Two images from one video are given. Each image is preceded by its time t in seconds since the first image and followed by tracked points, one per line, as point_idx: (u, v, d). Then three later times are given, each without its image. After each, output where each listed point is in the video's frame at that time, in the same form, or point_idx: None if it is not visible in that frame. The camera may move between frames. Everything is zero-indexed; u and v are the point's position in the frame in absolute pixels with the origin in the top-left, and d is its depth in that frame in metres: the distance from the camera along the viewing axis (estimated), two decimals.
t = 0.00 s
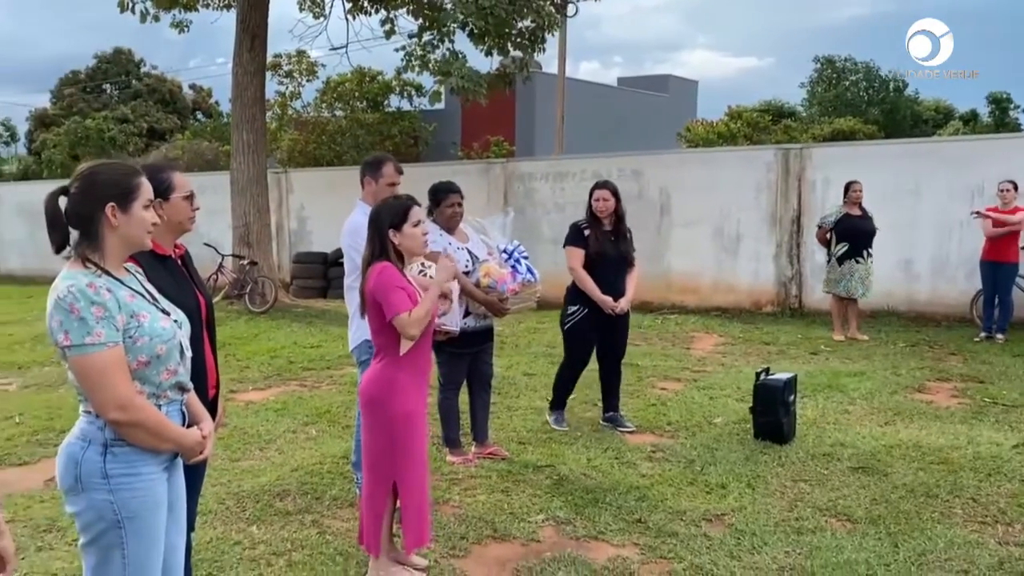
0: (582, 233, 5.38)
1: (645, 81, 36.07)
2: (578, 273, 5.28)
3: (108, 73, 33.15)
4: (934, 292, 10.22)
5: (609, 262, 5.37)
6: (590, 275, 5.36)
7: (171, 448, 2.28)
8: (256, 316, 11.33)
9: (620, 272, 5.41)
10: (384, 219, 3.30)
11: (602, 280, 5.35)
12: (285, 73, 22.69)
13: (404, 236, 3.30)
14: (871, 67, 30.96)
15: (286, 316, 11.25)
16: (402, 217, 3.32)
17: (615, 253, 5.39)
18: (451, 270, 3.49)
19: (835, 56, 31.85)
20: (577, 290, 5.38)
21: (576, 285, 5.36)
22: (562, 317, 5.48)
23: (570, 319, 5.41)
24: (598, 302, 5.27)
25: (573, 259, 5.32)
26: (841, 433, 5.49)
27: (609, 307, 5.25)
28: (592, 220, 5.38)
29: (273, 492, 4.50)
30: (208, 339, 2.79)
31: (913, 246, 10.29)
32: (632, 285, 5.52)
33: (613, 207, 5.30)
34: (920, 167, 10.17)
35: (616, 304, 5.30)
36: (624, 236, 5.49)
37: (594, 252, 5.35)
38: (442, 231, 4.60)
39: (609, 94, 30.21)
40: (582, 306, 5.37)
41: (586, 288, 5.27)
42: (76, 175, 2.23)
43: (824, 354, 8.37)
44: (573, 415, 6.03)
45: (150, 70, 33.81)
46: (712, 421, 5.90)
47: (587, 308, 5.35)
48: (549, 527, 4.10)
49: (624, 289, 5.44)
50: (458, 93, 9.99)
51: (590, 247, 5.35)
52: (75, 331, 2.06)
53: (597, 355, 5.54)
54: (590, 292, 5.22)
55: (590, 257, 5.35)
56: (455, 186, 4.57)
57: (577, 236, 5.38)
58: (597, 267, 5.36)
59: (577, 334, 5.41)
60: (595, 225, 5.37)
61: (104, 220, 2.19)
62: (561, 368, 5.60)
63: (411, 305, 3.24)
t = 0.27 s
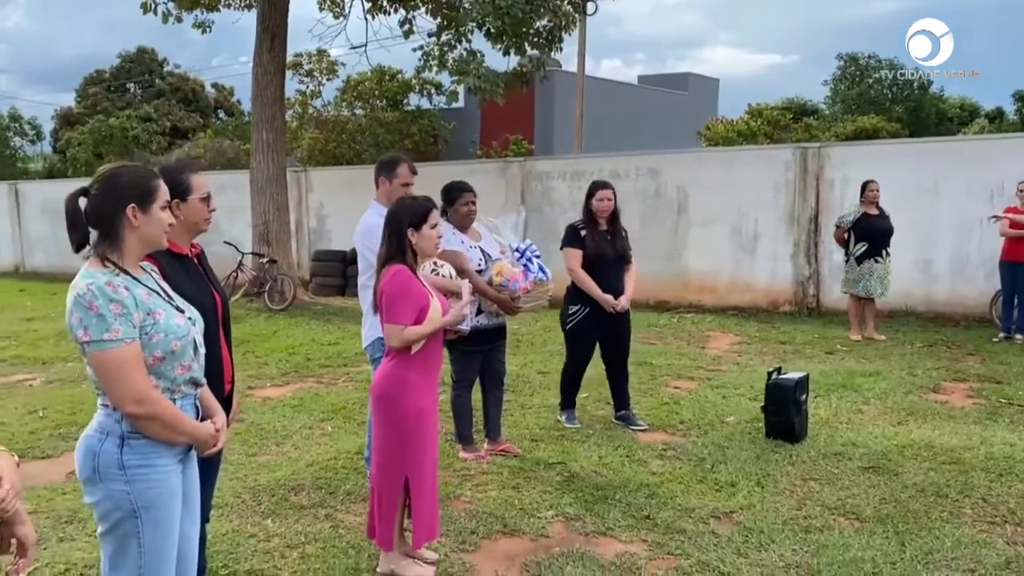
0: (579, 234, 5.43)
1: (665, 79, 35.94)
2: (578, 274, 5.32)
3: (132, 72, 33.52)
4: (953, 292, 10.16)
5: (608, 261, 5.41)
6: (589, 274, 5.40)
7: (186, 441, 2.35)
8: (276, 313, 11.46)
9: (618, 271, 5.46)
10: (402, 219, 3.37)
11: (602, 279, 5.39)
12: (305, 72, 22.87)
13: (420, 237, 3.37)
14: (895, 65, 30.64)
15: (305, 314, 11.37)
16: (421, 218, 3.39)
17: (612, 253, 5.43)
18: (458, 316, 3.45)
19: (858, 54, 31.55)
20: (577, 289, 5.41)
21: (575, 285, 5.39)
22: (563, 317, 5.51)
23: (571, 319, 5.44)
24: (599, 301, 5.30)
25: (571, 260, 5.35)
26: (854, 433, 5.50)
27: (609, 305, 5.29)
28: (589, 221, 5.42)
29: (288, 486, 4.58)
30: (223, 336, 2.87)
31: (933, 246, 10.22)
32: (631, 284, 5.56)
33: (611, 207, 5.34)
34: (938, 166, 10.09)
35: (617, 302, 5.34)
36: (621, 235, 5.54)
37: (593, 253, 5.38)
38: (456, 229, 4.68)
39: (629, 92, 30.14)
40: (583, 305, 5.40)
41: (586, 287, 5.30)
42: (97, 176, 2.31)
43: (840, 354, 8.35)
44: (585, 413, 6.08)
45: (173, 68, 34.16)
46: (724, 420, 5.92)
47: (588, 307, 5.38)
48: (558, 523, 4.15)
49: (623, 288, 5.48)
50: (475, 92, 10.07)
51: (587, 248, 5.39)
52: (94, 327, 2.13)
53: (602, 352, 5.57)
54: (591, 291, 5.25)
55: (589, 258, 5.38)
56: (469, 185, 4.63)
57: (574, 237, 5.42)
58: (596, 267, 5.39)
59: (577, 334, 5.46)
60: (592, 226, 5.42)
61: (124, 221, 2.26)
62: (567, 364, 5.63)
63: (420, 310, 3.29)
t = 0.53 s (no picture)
0: (574, 236, 5.45)
1: (682, 78, 35.82)
2: (573, 275, 5.34)
3: (151, 72, 33.80)
4: (967, 293, 10.10)
5: (603, 262, 5.43)
6: (586, 276, 5.42)
7: (194, 439, 2.42)
8: (291, 312, 11.57)
9: (614, 272, 5.49)
10: (409, 221, 3.41)
11: (598, 280, 5.43)
12: (322, 72, 23.00)
13: (425, 240, 3.41)
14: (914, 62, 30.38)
15: (319, 312, 11.47)
16: (428, 220, 3.43)
17: (608, 253, 5.47)
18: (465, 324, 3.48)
19: (877, 52, 31.31)
20: (574, 291, 5.44)
21: (571, 286, 5.41)
22: (562, 319, 5.54)
23: (570, 320, 5.48)
24: (596, 302, 5.33)
25: (567, 262, 5.38)
26: (863, 433, 5.50)
27: (606, 306, 5.32)
28: (584, 223, 5.43)
29: (299, 483, 4.65)
30: (233, 336, 2.93)
31: (947, 246, 10.17)
32: (626, 283, 5.61)
33: (606, 208, 5.36)
34: (953, 165, 10.03)
35: (613, 302, 5.37)
36: (614, 235, 5.58)
37: (588, 254, 5.41)
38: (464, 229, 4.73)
39: (644, 91, 30.08)
40: (580, 307, 5.43)
41: (583, 289, 5.32)
42: (108, 180, 2.37)
43: (853, 354, 8.33)
44: (594, 413, 6.11)
45: (192, 68, 34.41)
46: (733, 420, 5.94)
47: (585, 308, 5.41)
48: (564, 521, 4.19)
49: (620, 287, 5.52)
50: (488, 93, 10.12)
51: (582, 250, 5.41)
52: (104, 328, 2.20)
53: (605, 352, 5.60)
54: (588, 292, 5.27)
55: (584, 260, 5.40)
56: (481, 186, 4.67)
57: (569, 239, 5.44)
58: (592, 268, 5.42)
59: (577, 335, 5.49)
60: (588, 228, 5.43)
61: (135, 224, 2.32)
62: (571, 364, 5.66)
63: (424, 311, 3.36)
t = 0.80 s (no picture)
0: (574, 236, 5.45)
1: (692, 77, 35.74)
2: (575, 275, 5.35)
3: (163, 71, 33.96)
4: (976, 292, 10.08)
5: (603, 261, 5.49)
6: (585, 275, 5.46)
7: (198, 437, 2.46)
8: (300, 311, 11.63)
9: (611, 270, 5.55)
10: (409, 222, 3.45)
11: (598, 279, 5.48)
12: (332, 72, 23.08)
13: (426, 241, 3.44)
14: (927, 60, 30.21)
15: (328, 312, 11.53)
16: (428, 221, 3.46)
17: (606, 252, 5.53)
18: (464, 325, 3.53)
19: (890, 50, 31.14)
20: (575, 291, 5.46)
21: (573, 287, 5.43)
22: (563, 319, 5.56)
23: (572, 321, 5.49)
24: (598, 300, 5.38)
25: (569, 263, 5.39)
26: (867, 433, 5.50)
27: (608, 304, 5.37)
28: (584, 224, 5.43)
29: (305, 482, 4.70)
30: (236, 335, 2.97)
31: (956, 246, 10.13)
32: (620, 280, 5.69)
33: (604, 208, 5.41)
34: (962, 165, 9.99)
35: (614, 300, 5.43)
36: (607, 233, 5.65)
37: (589, 254, 5.44)
38: (468, 229, 4.77)
39: (654, 90, 30.04)
40: (582, 306, 5.46)
41: (585, 288, 5.35)
42: (113, 183, 2.41)
43: (860, 354, 8.32)
44: (598, 412, 6.14)
45: (203, 68, 34.57)
46: (738, 419, 5.96)
47: (587, 307, 5.44)
48: (567, 520, 4.22)
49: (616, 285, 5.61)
50: (495, 93, 10.16)
51: (584, 250, 5.43)
52: (110, 328, 2.24)
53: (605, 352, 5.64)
54: (590, 291, 5.30)
55: (586, 260, 5.43)
56: (487, 187, 4.70)
57: (569, 240, 5.44)
58: (592, 267, 5.46)
59: (578, 335, 5.53)
60: (588, 229, 5.44)
61: (139, 226, 2.37)
62: (573, 364, 5.69)
63: (424, 312, 3.39)
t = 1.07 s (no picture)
0: (577, 235, 5.45)
1: (701, 75, 35.66)
2: (580, 275, 5.35)
3: (174, 71, 34.10)
4: (985, 291, 10.05)
5: (606, 259, 5.53)
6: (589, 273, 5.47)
7: (201, 435, 2.49)
8: (308, 310, 11.69)
9: (612, 267, 5.58)
10: (406, 222, 3.48)
11: (602, 277, 5.50)
12: (341, 71, 23.14)
13: (425, 240, 3.47)
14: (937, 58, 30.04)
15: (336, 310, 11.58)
16: (424, 221, 3.50)
17: (608, 249, 5.56)
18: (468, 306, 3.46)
19: (900, 47, 30.97)
20: (579, 290, 5.47)
21: (578, 285, 5.44)
22: (567, 318, 5.57)
23: (577, 319, 5.51)
24: (603, 298, 5.40)
25: (574, 262, 5.39)
26: (872, 432, 5.50)
27: (613, 302, 5.39)
28: (587, 223, 5.44)
29: (310, 480, 4.74)
30: (238, 335, 3.00)
31: (964, 245, 10.09)
32: (620, 276, 5.73)
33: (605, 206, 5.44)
34: (970, 163, 9.96)
35: (618, 297, 5.46)
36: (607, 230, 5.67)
37: (593, 253, 5.45)
38: (472, 229, 4.80)
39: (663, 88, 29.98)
40: (587, 304, 5.48)
41: (590, 287, 5.36)
42: (117, 184, 2.45)
43: (866, 353, 8.31)
44: (603, 411, 6.16)
45: (213, 67, 34.69)
46: (742, 418, 5.96)
47: (592, 305, 5.47)
48: (570, 519, 4.24)
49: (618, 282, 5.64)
50: (501, 92, 10.18)
51: (588, 249, 5.44)
52: (114, 328, 2.27)
53: (608, 350, 5.66)
54: (596, 290, 5.32)
55: (590, 258, 5.45)
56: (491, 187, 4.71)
57: (573, 239, 5.44)
58: (596, 266, 5.48)
59: (581, 334, 5.55)
60: (591, 227, 5.46)
61: (143, 227, 2.40)
62: (577, 362, 5.71)
63: (425, 309, 3.41)
